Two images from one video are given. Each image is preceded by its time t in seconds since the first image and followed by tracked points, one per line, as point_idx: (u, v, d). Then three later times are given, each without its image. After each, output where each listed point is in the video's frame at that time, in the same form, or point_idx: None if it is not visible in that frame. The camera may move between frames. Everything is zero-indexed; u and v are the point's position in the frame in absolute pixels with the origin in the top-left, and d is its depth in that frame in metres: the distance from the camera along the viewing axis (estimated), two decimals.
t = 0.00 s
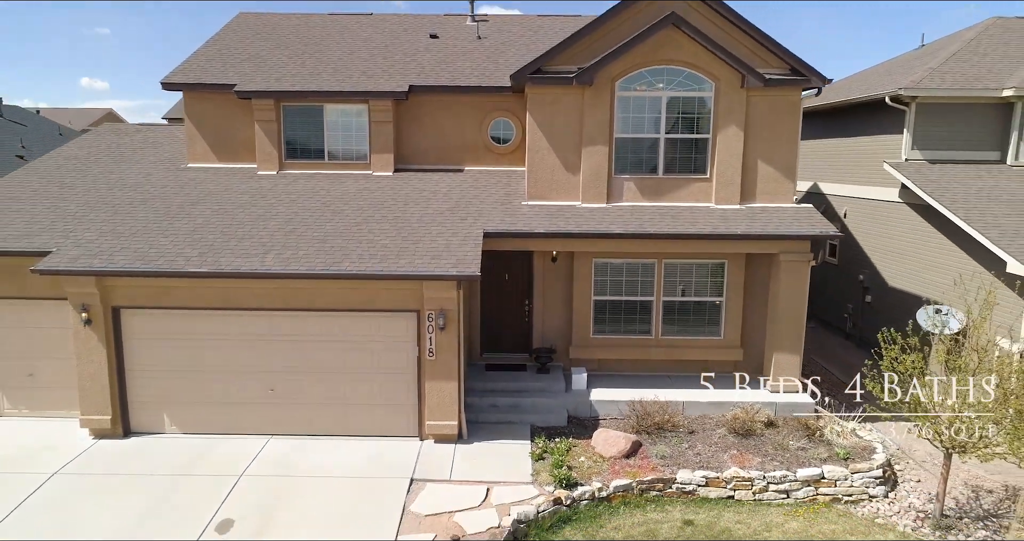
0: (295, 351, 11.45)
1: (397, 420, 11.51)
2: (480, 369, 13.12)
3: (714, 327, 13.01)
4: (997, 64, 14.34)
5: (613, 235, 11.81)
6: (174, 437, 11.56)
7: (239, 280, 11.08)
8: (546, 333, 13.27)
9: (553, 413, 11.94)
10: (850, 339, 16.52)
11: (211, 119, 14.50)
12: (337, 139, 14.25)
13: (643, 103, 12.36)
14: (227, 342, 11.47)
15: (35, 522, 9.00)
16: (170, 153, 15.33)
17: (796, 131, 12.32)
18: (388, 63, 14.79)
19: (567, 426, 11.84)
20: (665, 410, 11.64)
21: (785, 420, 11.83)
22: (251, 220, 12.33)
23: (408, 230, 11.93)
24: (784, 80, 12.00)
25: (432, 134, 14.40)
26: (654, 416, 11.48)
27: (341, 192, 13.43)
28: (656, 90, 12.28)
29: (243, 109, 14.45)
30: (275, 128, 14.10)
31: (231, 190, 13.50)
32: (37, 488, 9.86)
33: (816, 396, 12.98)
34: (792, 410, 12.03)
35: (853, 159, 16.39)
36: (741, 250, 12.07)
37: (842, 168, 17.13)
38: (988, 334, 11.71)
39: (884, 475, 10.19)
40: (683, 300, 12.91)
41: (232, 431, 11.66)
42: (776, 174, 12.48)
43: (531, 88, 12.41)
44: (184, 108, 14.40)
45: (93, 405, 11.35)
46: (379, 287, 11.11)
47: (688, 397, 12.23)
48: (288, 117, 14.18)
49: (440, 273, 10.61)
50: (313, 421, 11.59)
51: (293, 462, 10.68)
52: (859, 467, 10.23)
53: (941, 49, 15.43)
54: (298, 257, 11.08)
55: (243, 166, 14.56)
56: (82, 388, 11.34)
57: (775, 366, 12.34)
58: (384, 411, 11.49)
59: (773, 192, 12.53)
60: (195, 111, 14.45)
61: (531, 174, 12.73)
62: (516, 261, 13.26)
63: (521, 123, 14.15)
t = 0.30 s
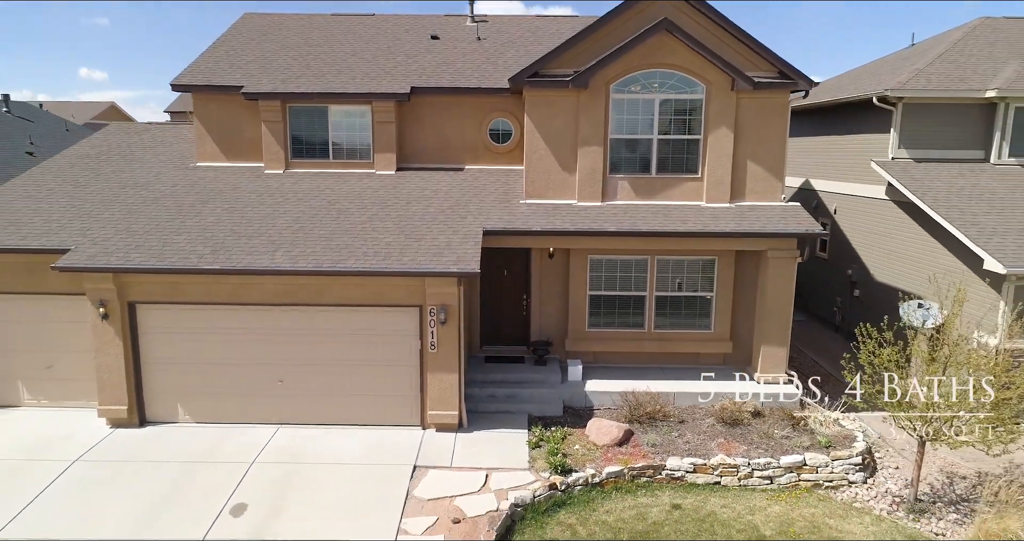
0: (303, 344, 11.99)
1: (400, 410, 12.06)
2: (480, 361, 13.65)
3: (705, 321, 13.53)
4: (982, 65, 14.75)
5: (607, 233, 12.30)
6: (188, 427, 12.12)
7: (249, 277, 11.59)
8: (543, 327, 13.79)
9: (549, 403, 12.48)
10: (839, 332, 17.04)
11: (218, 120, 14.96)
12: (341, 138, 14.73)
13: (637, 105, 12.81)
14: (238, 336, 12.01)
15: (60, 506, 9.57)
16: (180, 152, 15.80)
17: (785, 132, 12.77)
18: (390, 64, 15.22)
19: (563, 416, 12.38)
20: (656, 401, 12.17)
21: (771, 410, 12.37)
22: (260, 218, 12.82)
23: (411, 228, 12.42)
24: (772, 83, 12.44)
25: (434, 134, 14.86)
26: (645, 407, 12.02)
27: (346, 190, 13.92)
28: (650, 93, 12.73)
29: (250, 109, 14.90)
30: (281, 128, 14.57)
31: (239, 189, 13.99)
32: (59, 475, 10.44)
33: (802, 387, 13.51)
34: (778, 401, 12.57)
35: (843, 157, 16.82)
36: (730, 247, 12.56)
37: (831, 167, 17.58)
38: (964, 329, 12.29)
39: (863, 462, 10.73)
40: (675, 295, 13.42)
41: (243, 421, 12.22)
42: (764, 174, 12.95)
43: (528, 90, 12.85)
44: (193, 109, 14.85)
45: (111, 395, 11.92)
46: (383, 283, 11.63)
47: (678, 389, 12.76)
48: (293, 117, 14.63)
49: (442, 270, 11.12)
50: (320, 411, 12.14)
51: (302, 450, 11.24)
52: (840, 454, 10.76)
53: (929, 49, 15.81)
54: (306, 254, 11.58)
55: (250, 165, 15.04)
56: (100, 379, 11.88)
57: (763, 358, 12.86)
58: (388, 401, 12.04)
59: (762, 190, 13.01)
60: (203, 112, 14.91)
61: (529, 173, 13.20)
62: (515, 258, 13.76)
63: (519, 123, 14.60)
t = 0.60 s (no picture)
0: (310, 342, 12.53)
1: (403, 404, 12.62)
2: (480, 357, 14.20)
3: (696, 318, 14.06)
4: (968, 69, 15.18)
5: (601, 235, 12.80)
6: (200, 420, 12.68)
7: (258, 278, 12.11)
8: (541, 324, 14.33)
9: (546, 398, 13.03)
10: (828, 327, 17.57)
11: (226, 123, 15.42)
12: (345, 141, 15.20)
13: (631, 110, 13.27)
14: (248, 334, 12.55)
15: (84, 496, 10.15)
16: (188, 154, 16.28)
17: (774, 137, 13.23)
18: (392, 69, 15.65)
19: (559, 410, 12.94)
20: (648, 396, 12.71)
21: (759, 404, 12.92)
22: (268, 220, 13.33)
23: (413, 230, 12.92)
24: (762, 89, 12.89)
25: (435, 137, 15.33)
26: (638, 401, 12.56)
27: (351, 192, 14.41)
28: (643, 98, 13.18)
29: (256, 113, 15.36)
30: (287, 131, 15.04)
31: (247, 191, 14.48)
32: (81, 466, 11.02)
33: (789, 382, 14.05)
34: (766, 396, 13.11)
35: (833, 157, 17.27)
36: (720, 248, 13.06)
37: (822, 167, 18.04)
38: (944, 327, 12.80)
39: (844, 454, 11.28)
40: (668, 294, 13.93)
41: (253, 414, 12.77)
42: (754, 177, 13.43)
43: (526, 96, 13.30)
44: (202, 113, 15.32)
45: (127, 390, 12.46)
46: (387, 284, 12.15)
47: (670, 384, 13.30)
48: (299, 121, 15.10)
49: (443, 271, 11.63)
50: (326, 405, 12.70)
51: (310, 443, 11.81)
52: (822, 447, 11.31)
53: (918, 53, 16.22)
54: (313, 256, 12.09)
55: (256, 167, 15.52)
56: (116, 375, 12.44)
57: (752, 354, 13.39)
58: (392, 396, 12.60)
59: (751, 193, 13.49)
60: (211, 115, 15.37)
61: (527, 176, 13.67)
62: (513, 258, 14.27)
63: (518, 126, 15.06)
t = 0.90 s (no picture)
0: (318, 341, 13.10)
1: (407, 400, 13.20)
2: (480, 354, 14.77)
3: (688, 317, 14.63)
4: (954, 74, 15.61)
5: (597, 237, 13.32)
6: (213, 415, 13.27)
7: (268, 279, 12.66)
8: (539, 322, 14.89)
9: (544, 394, 13.62)
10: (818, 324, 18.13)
11: (234, 128, 15.92)
12: (350, 145, 15.71)
13: (625, 117, 13.75)
14: (258, 333, 13.11)
15: (106, 487, 10.75)
16: (197, 157, 16.79)
17: (763, 142, 13.72)
18: (395, 74, 16.12)
19: (556, 405, 13.51)
20: (641, 392, 13.28)
21: (747, 400, 13.49)
22: (277, 223, 13.86)
23: (416, 233, 13.45)
24: (751, 97, 13.37)
25: (436, 141, 15.82)
26: (631, 397, 13.14)
27: (356, 195, 14.94)
28: (637, 105, 13.65)
29: (263, 118, 15.85)
30: (293, 135, 15.54)
31: (256, 194, 15.00)
32: (101, 460, 11.61)
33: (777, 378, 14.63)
34: (754, 391, 13.68)
35: (824, 159, 17.74)
36: (711, 250, 13.58)
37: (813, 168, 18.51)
38: (925, 325, 13.34)
39: (826, 448, 11.85)
40: (661, 293, 14.48)
41: (264, 410, 13.36)
42: (744, 181, 13.93)
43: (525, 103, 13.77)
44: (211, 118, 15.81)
45: (143, 387, 13.04)
46: (391, 285, 12.69)
47: (662, 380, 13.88)
48: (305, 126, 15.59)
49: (444, 274, 12.17)
50: (333, 401, 13.29)
51: (318, 437, 12.40)
52: (806, 441, 11.88)
53: (907, 57, 16.64)
54: (320, 258, 12.63)
55: (264, 170, 16.03)
56: (133, 373, 13.02)
57: (741, 352, 13.94)
58: (396, 392, 13.18)
59: (741, 196, 14.00)
60: (220, 120, 15.86)
61: (525, 180, 14.17)
62: (512, 258, 14.80)
63: (517, 130, 15.56)
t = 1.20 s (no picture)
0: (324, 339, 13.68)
1: (410, 395, 13.79)
2: (480, 351, 15.35)
3: (679, 315, 15.19)
4: (940, 78, 16.06)
5: (592, 239, 13.85)
6: (224, 410, 13.87)
7: (276, 280, 13.21)
8: (536, 320, 15.46)
9: (541, 389, 14.20)
10: (808, 321, 18.67)
11: (241, 132, 16.41)
12: (353, 149, 16.20)
13: (620, 122, 14.25)
14: (267, 331, 13.68)
15: (125, 479, 11.35)
16: (205, 159, 17.29)
17: (752, 147, 14.22)
18: (397, 79, 16.59)
19: (553, 400, 14.10)
20: (634, 388, 13.86)
21: (736, 395, 14.07)
22: (284, 225, 14.39)
23: (418, 235, 13.98)
24: (741, 104, 13.85)
25: (436, 144, 16.31)
26: (624, 393, 13.72)
27: (359, 198, 15.45)
28: (631, 111, 14.15)
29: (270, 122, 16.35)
30: (299, 139, 16.05)
31: (263, 197, 15.52)
32: (119, 452, 12.21)
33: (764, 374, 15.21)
34: (743, 387, 14.25)
35: (814, 160, 18.24)
36: (701, 251, 14.11)
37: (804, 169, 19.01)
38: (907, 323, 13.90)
39: (810, 441, 12.43)
40: (653, 292, 15.04)
41: (272, 405, 13.95)
42: (734, 184, 14.44)
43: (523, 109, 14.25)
44: (218, 122, 16.29)
45: (157, 383, 13.62)
46: (394, 286, 13.25)
47: (654, 376, 14.45)
48: (310, 130, 16.08)
49: (445, 275, 12.73)
50: (339, 396, 13.87)
51: (325, 431, 13.00)
52: (790, 435, 12.46)
53: (895, 62, 17.09)
54: (327, 260, 13.18)
55: (270, 173, 16.53)
56: (147, 369, 13.60)
57: (730, 349, 14.50)
58: (399, 388, 13.76)
59: (731, 199, 14.52)
60: (227, 124, 16.35)
61: (523, 184, 14.69)
62: (510, 258, 15.35)
63: (515, 134, 16.05)
